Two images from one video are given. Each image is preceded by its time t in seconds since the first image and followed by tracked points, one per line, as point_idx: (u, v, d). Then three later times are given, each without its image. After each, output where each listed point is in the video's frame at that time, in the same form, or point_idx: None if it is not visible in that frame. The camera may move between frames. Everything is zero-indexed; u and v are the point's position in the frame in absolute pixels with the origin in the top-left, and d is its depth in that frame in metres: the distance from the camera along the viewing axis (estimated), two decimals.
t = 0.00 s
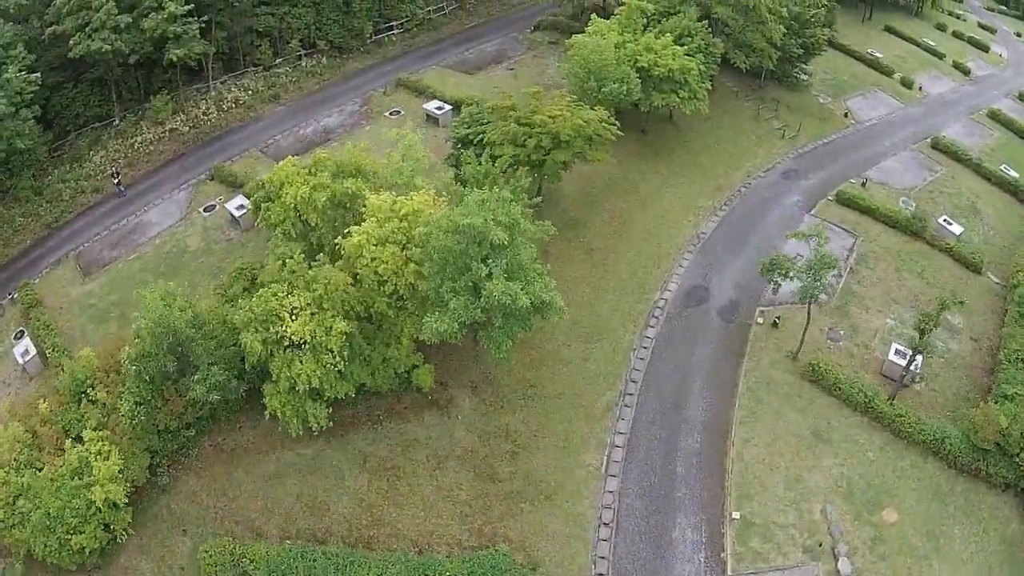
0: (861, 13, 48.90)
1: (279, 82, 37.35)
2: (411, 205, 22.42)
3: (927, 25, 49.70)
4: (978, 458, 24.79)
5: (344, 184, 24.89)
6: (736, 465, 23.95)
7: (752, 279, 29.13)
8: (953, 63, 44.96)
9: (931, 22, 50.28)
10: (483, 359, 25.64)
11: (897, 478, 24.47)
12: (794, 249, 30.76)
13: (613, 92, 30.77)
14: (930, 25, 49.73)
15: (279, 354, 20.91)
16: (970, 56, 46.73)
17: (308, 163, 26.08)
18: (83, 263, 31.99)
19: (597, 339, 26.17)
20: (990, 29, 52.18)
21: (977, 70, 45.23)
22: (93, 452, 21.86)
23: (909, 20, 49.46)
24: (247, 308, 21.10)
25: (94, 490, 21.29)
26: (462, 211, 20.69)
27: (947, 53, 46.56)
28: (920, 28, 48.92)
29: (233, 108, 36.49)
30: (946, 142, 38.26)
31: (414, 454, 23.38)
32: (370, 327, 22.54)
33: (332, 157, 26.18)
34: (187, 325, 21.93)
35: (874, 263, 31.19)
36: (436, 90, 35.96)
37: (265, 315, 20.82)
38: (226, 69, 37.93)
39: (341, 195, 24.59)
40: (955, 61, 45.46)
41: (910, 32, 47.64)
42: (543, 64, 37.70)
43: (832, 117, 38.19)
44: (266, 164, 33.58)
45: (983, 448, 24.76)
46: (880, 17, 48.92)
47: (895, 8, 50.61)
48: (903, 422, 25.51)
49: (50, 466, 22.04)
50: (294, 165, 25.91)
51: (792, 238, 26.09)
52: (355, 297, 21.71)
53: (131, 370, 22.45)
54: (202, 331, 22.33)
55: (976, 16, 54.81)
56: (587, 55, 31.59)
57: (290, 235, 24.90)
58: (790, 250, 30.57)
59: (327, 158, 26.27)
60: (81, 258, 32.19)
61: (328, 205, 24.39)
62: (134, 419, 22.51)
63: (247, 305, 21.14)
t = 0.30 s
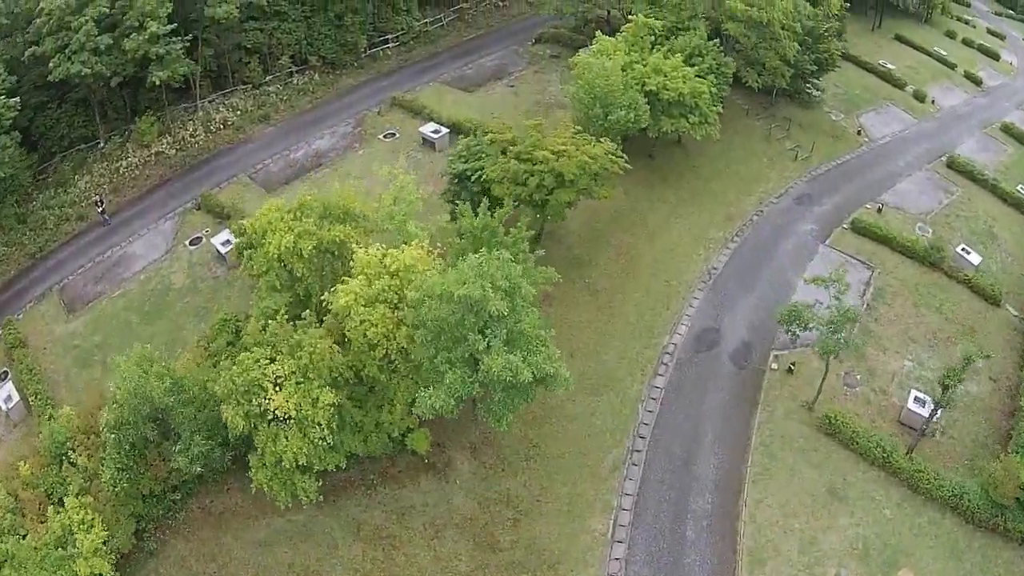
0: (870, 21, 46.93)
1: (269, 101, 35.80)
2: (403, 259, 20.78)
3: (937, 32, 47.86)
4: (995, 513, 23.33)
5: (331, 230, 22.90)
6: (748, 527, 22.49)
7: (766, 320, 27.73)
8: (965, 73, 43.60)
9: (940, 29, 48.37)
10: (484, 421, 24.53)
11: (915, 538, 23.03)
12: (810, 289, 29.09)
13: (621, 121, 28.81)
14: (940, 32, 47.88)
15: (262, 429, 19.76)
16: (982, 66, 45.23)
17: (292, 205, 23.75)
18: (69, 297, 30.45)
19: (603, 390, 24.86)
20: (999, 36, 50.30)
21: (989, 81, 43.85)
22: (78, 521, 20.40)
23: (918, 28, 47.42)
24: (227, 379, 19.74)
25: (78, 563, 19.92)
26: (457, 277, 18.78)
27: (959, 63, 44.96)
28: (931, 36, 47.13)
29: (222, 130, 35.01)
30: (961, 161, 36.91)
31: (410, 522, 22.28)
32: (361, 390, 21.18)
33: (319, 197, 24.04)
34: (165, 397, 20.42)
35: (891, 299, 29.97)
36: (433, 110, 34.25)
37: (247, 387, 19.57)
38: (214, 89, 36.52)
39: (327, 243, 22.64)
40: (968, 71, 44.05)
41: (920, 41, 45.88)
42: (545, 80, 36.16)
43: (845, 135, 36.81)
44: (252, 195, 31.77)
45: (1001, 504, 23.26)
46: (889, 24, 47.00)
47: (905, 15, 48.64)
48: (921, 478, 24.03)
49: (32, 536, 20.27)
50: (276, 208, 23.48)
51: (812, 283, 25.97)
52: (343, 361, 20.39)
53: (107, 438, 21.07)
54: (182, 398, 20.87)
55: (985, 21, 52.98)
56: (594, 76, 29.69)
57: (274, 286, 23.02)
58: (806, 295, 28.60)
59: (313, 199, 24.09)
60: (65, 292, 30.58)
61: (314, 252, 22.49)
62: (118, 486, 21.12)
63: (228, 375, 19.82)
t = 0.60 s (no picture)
0: (878, 30, 45.44)
1: (259, 121, 34.46)
2: (396, 324, 19.53)
3: (944, 40, 46.59)
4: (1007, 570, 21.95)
5: (318, 282, 21.59)
6: None
7: (779, 364, 26.46)
8: (976, 85, 42.50)
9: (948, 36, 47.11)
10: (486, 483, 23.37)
11: None
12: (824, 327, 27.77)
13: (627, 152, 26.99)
14: (948, 40, 46.65)
15: (248, 507, 18.75)
16: (992, 75, 44.08)
17: (276, 252, 22.37)
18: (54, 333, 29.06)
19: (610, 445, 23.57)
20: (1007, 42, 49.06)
21: (1000, 92, 42.69)
22: None
23: (925, 36, 46.20)
24: (210, 455, 18.75)
25: None
26: (450, 358, 17.10)
27: (968, 73, 43.74)
28: (939, 45, 45.77)
29: (210, 152, 33.69)
30: (976, 182, 35.71)
31: None
32: (354, 457, 20.07)
33: (306, 245, 22.36)
34: (145, 470, 19.58)
35: (905, 336, 28.89)
36: (429, 133, 32.69)
37: (230, 463, 18.55)
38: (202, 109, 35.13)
39: (314, 297, 21.37)
40: (978, 82, 42.94)
41: (929, 51, 44.51)
42: (547, 98, 34.73)
43: (857, 155, 35.57)
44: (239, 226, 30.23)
45: (1016, 560, 21.85)
46: (897, 33, 45.60)
47: (912, 23, 47.19)
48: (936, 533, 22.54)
49: None
50: (259, 258, 22.08)
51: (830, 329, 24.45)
52: (331, 431, 19.35)
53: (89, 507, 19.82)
54: (164, 470, 19.93)
55: (993, 27, 51.40)
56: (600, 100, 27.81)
57: (259, 342, 21.49)
58: (823, 345, 27.09)
59: (297, 245, 22.40)
60: (50, 328, 29.28)
61: (298, 308, 21.23)
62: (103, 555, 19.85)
63: (211, 451, 18.79)
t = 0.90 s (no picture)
0: (886, 39, 44.38)
1: (247, 143, 33.23)
2: (386, 394, 18.40)
3: (954, 48, 45.21)
4: None
5: (303, 341, 20.40)
6: None
7: (792, 411, 25.11)
8: (987, 96, 41.24)
9: (956, 45, 45.62)
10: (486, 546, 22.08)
11: None
12: (837, 370, 26.61)
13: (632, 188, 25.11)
14: (958, 49, 45.23)
15: None
16: (1003, 86, 42.73)
17: (260, 304, 21.10)
18: (40, 371, 27.79)
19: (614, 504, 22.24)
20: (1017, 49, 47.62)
21: (1012, 103, 41.36)
22: None
23: (933, 45, 44.76)
24: (191, 536, 17.60)
25: None
26: (444, 451, 15.98)
27: (979, 85, 42.37)
28: (949, 54, 44.51)
29: (198, 177, 32.46)
30: (991, 203, 34.44)
31: None
32: (344, 529, 18.72)
33: (288, 298, 21.05)
34: (124, 547, 18.49)
35: (920, 376, 27.78)
36: (423, 157, 31.20)
37: (213, 544, 17.47)
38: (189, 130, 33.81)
39: (301, 356, 20.17)
40: (989, 93, 41.67)
41: (939, 61, 43.32)
42: (549, 119, 33.34)
43: (868, 177, 34.39)
44: (226, 260, 29.07)
45: None
46: (906, 43, 44.59)
47: (920, 31, 46.06)
48: None
49: None
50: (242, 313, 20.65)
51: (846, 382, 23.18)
52: (319, 508, 18.36)
53: None
54: (147, 545, 18.92)
55: (1003, 35, 49.73)
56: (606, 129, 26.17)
57: (242, 404, 20.43)
58: (841, 399, 25.45)
59: (280, 299, 21.12)
60: (35, 365, 27.98)
61: (285, 370, 20.01)
62: None
63: (192, 531, 17.66)
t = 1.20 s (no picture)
0: (895, 49, 43.02)
1: (236, 166, 32.02)
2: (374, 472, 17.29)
3: (962, 56, 43.75)
4: None
5: (289, 405, 19.39)
6: None
7: (803, 460, 23.95)
8: (998, 108, 39.92)
9: (964, 54, 44.03)
10: None
11: None
12: (849, 413, 25.62)
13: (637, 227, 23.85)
14: (966, 57, 43.79)
15: None
16: (1014, 97, 41.32)
17: (244, 360, 20.12)
18: (26, 408, 26.60)
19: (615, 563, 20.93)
20: None
21: None
22: None
23: (939, 55, 43.08)
24: None
25: None
26: (436, 551, 14.93)
27: (990, 95, 41.00)
28: (959, 63, 43.08)
29: (186, 202, 31.30)
30: (1006, 225, 33.21)
31: None
32: None
33: (271, 356, 19.92)
34: None
35: (935, 417, 26.44)
36: (418, 183, 29.87)
37: None
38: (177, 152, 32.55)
39: (286, 421, 19.23)
40: (1000, 104, 40.36)
41: (949, 71, 41.95)
42: (549, 140, 32.05)
43: (881, 200, 33.26)
44: (214, 295, 28.03)
45: None
46: (914, 51, 43.18)
47: (929, 39, 44.61)
48: None
49: None
50: (223, 373, 19.56)
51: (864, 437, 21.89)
52: None
53: None
54: None
55: (1010, 42, 48.18)
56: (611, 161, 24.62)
57: (225, 470, 19.31)
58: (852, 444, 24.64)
59: (264, 357, 19.99)
60: (20, 403, 26.72)
61: (268, 436, 19.15)
62: None
63: None
